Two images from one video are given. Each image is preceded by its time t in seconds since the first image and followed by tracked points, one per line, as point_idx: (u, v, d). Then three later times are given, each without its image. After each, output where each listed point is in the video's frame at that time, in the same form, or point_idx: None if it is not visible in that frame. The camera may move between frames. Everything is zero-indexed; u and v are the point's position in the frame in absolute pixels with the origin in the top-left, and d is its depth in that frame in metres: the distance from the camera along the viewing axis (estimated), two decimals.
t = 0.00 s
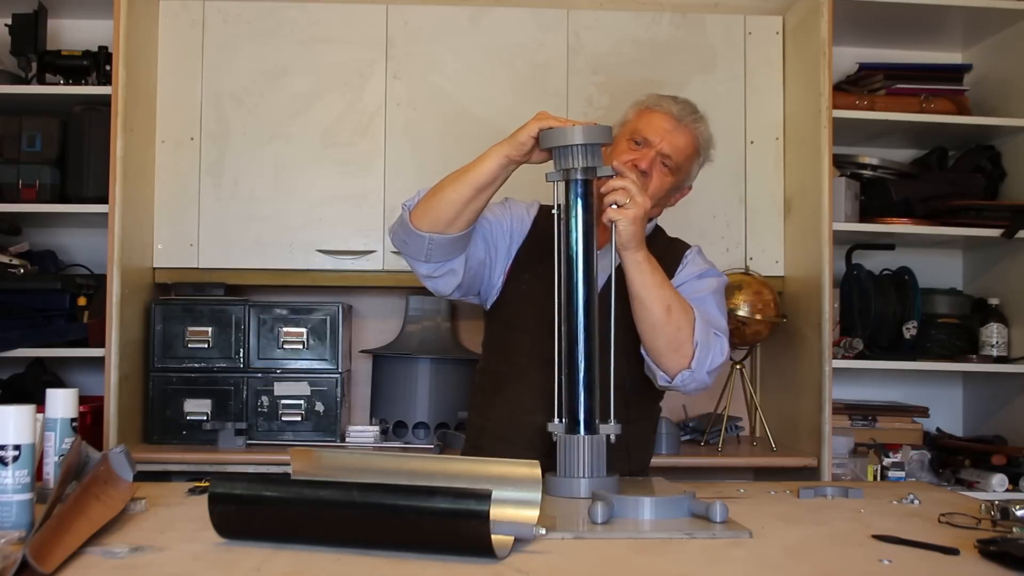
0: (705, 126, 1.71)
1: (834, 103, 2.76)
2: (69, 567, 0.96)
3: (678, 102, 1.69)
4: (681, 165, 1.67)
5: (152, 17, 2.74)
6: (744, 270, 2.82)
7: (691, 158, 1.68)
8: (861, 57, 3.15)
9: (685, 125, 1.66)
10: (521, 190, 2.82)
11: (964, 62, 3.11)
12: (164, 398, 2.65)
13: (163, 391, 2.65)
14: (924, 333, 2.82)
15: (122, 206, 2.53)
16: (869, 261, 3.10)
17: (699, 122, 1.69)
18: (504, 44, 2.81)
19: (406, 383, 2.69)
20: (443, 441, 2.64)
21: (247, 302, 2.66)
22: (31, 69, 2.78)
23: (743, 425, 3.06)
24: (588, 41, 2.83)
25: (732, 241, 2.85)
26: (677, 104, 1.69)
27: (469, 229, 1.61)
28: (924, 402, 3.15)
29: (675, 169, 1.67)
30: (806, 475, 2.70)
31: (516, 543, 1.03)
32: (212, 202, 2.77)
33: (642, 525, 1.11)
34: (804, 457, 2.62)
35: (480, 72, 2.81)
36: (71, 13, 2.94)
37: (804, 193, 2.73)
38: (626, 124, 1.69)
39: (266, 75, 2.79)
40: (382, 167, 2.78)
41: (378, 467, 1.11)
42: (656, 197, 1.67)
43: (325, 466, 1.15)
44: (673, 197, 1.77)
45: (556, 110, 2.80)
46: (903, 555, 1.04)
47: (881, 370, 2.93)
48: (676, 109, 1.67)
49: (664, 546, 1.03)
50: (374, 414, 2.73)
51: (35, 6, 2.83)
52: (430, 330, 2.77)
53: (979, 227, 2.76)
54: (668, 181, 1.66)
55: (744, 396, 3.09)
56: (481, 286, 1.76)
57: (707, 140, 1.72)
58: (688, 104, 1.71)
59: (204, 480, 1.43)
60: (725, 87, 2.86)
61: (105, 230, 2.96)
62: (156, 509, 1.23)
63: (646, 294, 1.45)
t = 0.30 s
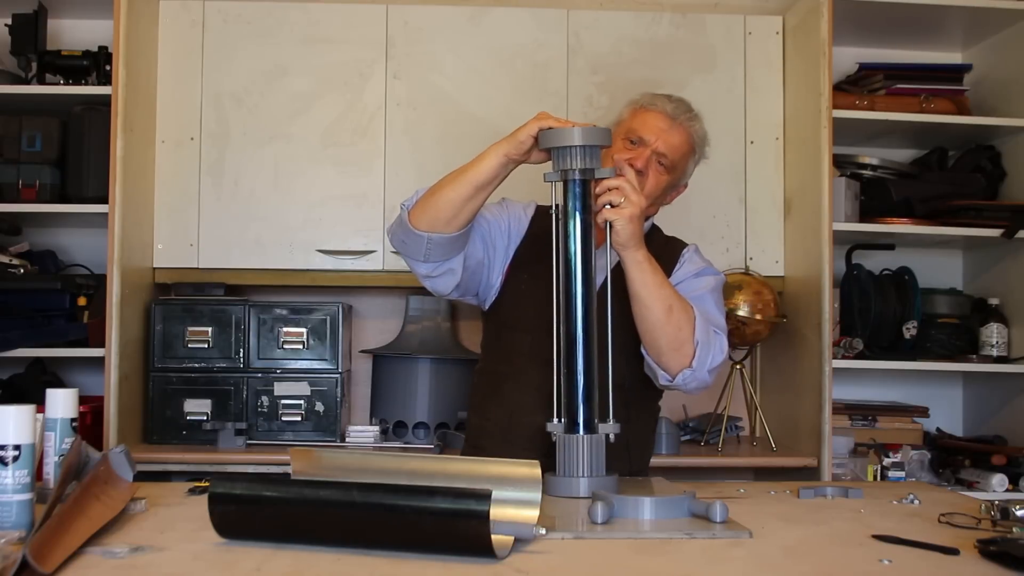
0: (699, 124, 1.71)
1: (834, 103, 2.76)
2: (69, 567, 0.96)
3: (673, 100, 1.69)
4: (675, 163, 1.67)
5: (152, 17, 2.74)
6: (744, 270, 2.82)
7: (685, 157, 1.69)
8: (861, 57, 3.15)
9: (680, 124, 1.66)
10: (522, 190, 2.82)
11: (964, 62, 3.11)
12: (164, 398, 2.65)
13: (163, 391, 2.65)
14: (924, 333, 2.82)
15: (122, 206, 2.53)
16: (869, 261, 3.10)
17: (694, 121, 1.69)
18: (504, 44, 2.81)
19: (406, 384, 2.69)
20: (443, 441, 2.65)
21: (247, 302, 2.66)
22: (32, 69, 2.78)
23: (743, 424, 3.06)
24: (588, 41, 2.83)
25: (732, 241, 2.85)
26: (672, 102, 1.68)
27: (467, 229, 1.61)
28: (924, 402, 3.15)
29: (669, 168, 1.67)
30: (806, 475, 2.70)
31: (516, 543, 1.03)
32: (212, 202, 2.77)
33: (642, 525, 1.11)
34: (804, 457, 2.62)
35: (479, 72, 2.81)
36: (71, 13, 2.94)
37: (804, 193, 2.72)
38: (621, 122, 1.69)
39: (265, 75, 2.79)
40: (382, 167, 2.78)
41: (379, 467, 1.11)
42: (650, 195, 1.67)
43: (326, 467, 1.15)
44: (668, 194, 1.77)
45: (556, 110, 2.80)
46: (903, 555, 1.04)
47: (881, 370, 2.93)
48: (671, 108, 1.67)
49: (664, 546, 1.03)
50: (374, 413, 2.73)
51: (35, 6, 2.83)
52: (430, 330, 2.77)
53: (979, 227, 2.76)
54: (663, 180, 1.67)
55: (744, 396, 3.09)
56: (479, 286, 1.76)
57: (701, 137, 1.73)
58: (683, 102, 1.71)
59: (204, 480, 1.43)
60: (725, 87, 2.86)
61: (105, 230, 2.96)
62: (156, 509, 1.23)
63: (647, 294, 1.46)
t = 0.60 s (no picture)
0: (684, 113, 1.71)
1: (834, 103, 2.76)
2: (69, 567, 0.96)
3: (656, 93, 1.69)
4: (666, 154, 1.66)
5: (152, 17, 2.74)
6: (744, 270, 2.82)
7: (675, 144, 1.67)
8: (861, 57, 3.15)
9: (664, 113, 1.66)
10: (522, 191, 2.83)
11: (964, 62, 3.11)
12: (164, 398, 2.65)
13: (163, 391, 2.65)
14: (924, 334, 2.82)
15: (122, 206, 2.53)
16: (869, 261, 3.10)
17: (678, 110, 1.70)
18: (504, 44, 2.81)
19: (407, 384, 2.69)
20: (443, 441, 2.65)
21: (247, 302, 2.66)
22: (31, 69, 2.78)
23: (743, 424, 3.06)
24: (588, 41, 2.83)
25: (732, 241, 2.85)
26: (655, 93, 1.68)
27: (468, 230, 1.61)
28: (924, 402, 3.15)
29: (659, 157, 1.66)
30: (806, 475, 2.70)
31: (516, 543, 1.03)
32: (212, 202, 2.77)
33: (642, 525, 1.11)
34: (804, 457, 2.62)
35: (479, 72, 2.81)
36: (71, 13, 2.94)
37: (804, 194, 2.72)
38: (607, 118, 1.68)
39: (265, 75, 2.79)
40: (382, 167, 2.79)
41: (378, 467, 1.11)
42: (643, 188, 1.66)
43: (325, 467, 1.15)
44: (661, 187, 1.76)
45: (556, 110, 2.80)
46: (904, 555, 1.04)
47: (881, 370, 2.93)
48: (653, 100, 1.67)
49: (664, 546, 1.03)
50: (374, 413, 2.73)
51: (35, 6, 2.83)
52: (430, 330, 2.77)
53: (980, 227, 2.76)
54: (653, 170, 1.66)
55: (744, 396, 3.09)
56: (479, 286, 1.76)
57: (688, 127, 1.72)
58: (665, 94, 1.71)
59: (204, 480, 1.43)
60: (725, 86, 2.86)
61: (105, 230, 2.96)
62: (156, 509, 1.23)
63: (652, 293, 1.46)
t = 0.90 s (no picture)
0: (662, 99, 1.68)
1: (834, 103, 2.76)
2: (69, 567, 0.96)
3: (630, 86, 1.67)
4: (651, 143, 1.64)
5: (152, 17, 2.74)
6: (744, 269, 2.82)
7: (658, 132, 1.64)
8: (861, 57, 3.15)
9: (642, 102, 1.64)
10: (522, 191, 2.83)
11: (964, 62, 3.11)
12: (164, 398, 2.65)
13: (163, 391, 2.65)
14: (924, 333, 2.82)
15: (122, 206, 2.53)
16: (869, 261, 3.10)
17: (657, 97, 1.67)
18: (503, 44, 2.81)
19: (407, 384, 2.68)
20: (443, 441, 2.65)
21: (247, 302, 2.66)
22: (31, 69, 2.78)
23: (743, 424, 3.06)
24: (588, 41, 2.83)
25: (732, 241, 2.85)
26: (630, 86, 1.67)
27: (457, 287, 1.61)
28: (924, 402, 3.15)
29: (643, 146, 1.63)
30: (806, 475, 2.70)
31: (516, 543, 1.03)
32: (212, 202, 2.77)
33: (642, 525, 1.11)
34: (804, 457, 2.62)
35: (479, 72, 2.81)
36: (71, 13, 2.94)
37: (804, 193, 2.72)
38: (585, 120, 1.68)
39: (265, 75, 2.79)
40: (382, 167, 2.79)
41: (378, 467, 1.11)
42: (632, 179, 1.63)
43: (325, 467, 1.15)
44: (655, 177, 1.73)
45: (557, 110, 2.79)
46: (904, 555, 1.04)
47: (881, 370, 2.93)
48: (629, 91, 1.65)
49: (664, 546, 1.03)
50: (374, 413, 2.73)
51: (35, 6, 2.83)
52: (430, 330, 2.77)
53: (979, 227, 2.76)
54: (639, 160, 1.63)
55: (744, 396, 3.09)
56: (480, 317, 1.79)
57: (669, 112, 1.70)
58: (640, 85, 1.69)
59: (204, 480, 1.43)
60: (725, 86, 2.86)
61: (105, 230, 2.96)
62: (156, 509, 1.23)
63: (657, 291, 1.47)
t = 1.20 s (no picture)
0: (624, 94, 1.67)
1: (834, 103, 2.76)
2: (69, 567, 0.96)
3: (592, 83, 1.67)
4: (626, 136, 1.64)
5: (152, 17, 2.74)
6: (744, 269, 2.82)
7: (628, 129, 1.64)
8: (861, 57, 3.15)
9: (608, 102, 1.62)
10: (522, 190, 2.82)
11: (964, 62, 3.11)
12: (164, 398, 2.65)
13: (163, 391, 2.65)
14: (924, 333, 2.82)
15: (122, 206, 2.53)
16: (869, 261, 3.10)
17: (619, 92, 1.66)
18: (503, 44, 2.81)
19: (406, 383, 2.68)
20: (444, 441, 2.65)
21: (247, 302, 2.66)
22: (31, 69, 2.78)
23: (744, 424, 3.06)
24: (588, 41, 2.83)
25: (732, 241, 2.85)
26: (592, 84, 1.67)
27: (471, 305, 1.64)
28: (924, 402, 3.15)
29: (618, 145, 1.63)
30: (806, 475, 2.70)
31: (516, 543, 1.03)
32: (212, 202, 2.77)
33: (642, 525, 1.11)
34: (804, 457, 2.62)
35: (479, 72, 2.81)
36: (71, 13, 2.94)
37: (804, 193, 2.72)
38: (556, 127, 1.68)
39: (265, 76, 2.79)
40: (382, 167, 2.79)
41: (378, 467, 1.11)
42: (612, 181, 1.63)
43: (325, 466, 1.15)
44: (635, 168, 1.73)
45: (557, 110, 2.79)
46: (903, 555, 1.04)
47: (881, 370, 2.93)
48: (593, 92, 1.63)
49: (664, 546, 1.03)
50: (374, 413, 2.73)
51: (35, 6, 2.83)
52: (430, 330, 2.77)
53: (979, 227, 2.76)
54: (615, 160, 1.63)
55: (744, 397, 3.10)
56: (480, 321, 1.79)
57: (635, 103, 1.70)
58: (602, 83, 1.68)
59: (204, 480, 1.43)
60: (725, 86, 2.85)
61: (105, 230, 2.96)
62: (156, 509, 1.23)
63: (659, 289, 1.48)
